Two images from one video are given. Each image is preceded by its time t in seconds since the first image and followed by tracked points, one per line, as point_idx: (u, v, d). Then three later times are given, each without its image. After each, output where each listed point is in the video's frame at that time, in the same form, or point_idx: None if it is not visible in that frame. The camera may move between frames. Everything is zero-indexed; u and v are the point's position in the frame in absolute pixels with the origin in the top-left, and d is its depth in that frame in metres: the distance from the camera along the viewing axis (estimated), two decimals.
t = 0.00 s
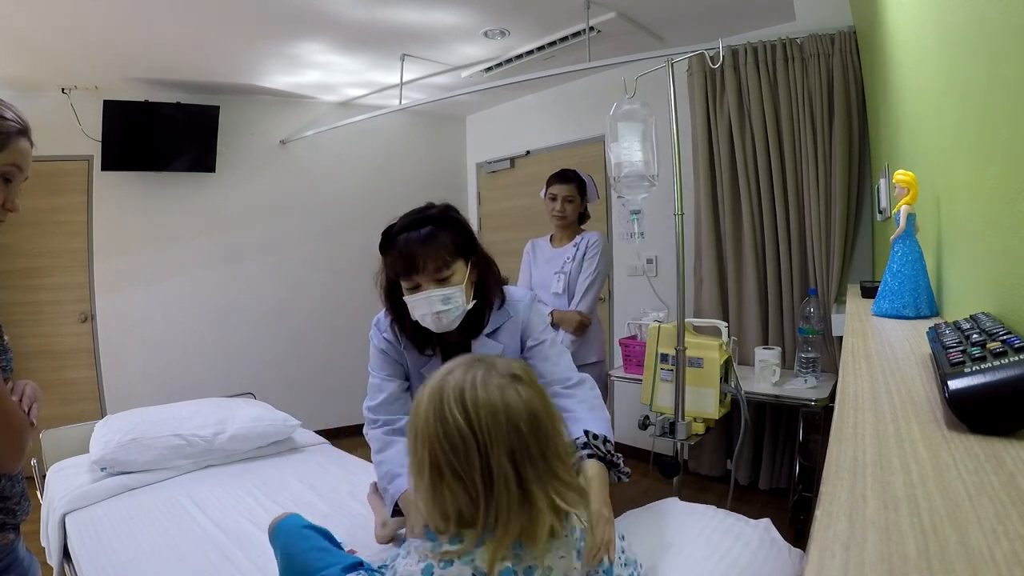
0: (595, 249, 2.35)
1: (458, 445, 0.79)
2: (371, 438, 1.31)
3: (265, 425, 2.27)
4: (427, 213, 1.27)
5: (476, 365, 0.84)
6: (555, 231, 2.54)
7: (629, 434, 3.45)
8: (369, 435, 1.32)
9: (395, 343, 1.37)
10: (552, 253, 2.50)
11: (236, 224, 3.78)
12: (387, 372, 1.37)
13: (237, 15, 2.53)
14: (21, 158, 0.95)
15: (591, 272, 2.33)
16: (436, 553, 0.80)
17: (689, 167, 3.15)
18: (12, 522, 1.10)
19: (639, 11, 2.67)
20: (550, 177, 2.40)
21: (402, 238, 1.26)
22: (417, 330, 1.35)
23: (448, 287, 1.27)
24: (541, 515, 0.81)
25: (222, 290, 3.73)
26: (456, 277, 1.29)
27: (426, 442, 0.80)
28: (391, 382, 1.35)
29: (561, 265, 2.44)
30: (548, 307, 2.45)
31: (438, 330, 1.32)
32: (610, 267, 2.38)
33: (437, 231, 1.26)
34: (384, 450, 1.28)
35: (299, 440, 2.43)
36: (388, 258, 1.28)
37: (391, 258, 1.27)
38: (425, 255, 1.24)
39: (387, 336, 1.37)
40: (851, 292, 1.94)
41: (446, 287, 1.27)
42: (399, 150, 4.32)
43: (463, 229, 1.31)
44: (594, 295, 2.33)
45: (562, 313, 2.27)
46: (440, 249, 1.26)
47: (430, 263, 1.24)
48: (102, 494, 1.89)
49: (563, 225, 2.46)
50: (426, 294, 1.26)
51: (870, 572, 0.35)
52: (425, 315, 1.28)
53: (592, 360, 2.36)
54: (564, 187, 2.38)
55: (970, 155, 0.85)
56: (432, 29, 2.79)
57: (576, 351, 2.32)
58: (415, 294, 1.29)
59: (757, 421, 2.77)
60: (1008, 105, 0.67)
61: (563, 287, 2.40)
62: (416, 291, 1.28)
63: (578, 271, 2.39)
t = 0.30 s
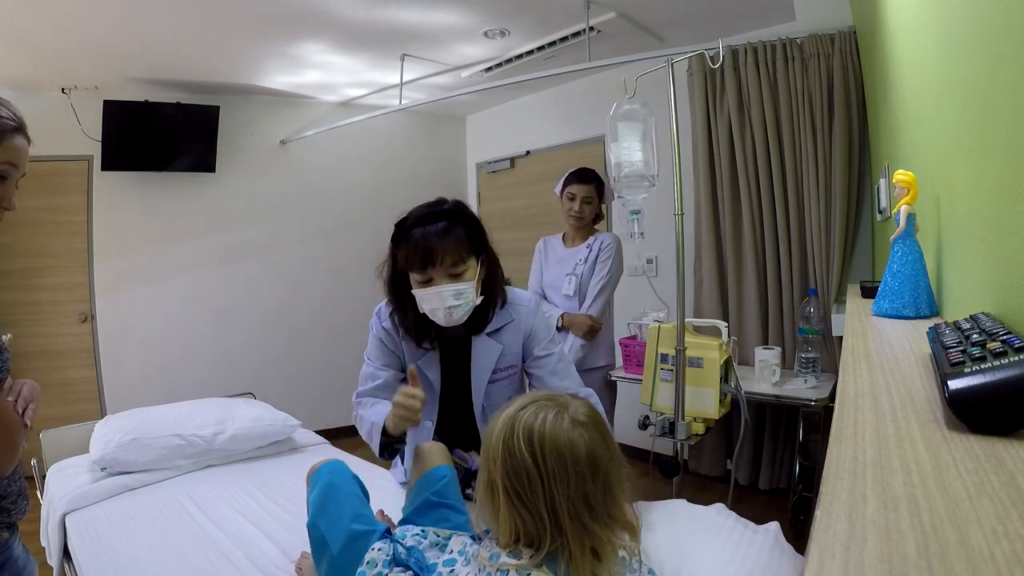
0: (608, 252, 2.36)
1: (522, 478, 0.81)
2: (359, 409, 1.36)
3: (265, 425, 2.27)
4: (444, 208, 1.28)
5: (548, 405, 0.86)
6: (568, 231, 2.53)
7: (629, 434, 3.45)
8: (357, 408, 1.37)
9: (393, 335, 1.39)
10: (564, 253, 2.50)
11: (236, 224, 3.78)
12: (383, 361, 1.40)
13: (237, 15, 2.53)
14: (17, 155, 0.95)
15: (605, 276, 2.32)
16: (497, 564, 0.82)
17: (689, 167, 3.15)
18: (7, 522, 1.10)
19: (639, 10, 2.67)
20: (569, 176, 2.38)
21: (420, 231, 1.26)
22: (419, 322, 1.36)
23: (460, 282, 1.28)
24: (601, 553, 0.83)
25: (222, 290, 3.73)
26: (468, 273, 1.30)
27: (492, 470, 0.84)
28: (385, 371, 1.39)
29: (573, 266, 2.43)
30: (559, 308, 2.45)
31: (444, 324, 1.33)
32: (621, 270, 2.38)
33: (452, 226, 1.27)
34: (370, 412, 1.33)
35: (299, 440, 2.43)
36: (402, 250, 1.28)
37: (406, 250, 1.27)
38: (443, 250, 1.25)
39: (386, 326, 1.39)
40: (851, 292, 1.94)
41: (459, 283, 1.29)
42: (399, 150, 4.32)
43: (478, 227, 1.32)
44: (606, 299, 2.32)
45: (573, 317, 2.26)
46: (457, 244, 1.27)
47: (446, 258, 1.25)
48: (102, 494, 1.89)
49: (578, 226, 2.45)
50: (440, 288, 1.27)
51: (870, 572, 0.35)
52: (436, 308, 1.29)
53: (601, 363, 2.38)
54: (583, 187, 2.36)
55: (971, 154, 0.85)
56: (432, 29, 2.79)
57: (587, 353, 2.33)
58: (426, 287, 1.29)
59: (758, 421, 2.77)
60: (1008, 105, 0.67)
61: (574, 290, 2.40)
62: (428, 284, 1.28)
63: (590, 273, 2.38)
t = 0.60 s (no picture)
0: (615, 253, 2.35)
1: (494, 536, 0.81)
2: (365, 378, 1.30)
3: (265, 425, 2.28)
4: (466, 202, 1.26)
5: (549, 475, 0.81)
6: (573, 229, 2.53)
7: (629, 434, 3.45)
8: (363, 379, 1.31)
9: (401, 315, 1.39)
10: (568, 253, 2.50)
11: (236, 224, 3.78)
12: (390, 337, 1.38)
13: (237, 15, 2.53)
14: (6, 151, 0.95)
15: (610, 276, 2.32)
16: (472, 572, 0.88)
17: (689, 168, 3.15)
18: None
19: (639, 10, 2.67)
20: (581, 174, 2.36)
21: (442, 222, 1.24)
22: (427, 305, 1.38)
23: (473, 276, 1.28)
24: None
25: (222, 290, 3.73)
26: (482, 266, 1.31)
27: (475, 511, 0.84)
28: (391, 346, 1.36)
29: (578, 266, 2.43)
30: (563, 308, 2.46)
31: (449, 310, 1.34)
32: (626, 271, 2.37)
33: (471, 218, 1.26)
34: (377, 377, 1.27)
35: (299, 440, 2.43)
36: (421, 239, 1.27)
37: (425, 239, 1.25)
38: (463, 244, 1.25)
39: (395, 305, 1.40)
40: (851, 292, 1.94)
41: (472, 275, 1.29)
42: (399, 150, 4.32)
43: (498, 226, 1.31)
44: (609, 303, 2.33)
45: (576, 318, 2.27)
46: (477, 240, 1.26)
47: (465, 251, 1.25)
48: (102, 494, 1.89)
49: (585, 225, 2.45)
50: (452, 279, 1.27)
51: (870, 572, 0.35)
52: (445, 298, 1.30)
53: (602, 364, 2.36)
54: (594, 187, 2.35)
55: (971, 155, 0.85)
56: (432, 29, 2.79)
57: (591, 354, 2.32)
58: (438, 275, 1.29)
59: (757, 421, 2.77)
60: (1008, 104, 0.67)
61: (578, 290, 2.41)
62: (441, 273, 1.28)
63: (595, 274, 2.38)
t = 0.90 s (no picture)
0: (617, 254, 2.35)
1: None
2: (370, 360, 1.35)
3: (266, 425, 2.28)
4: (483, 204, 1.27)
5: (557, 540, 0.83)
6: (576, 228, 2.53)
7: (629, 434, 3.45)
8: (367, 361, 1.35)
9: (408, 303, 1.41)
10: (571, 253, 2.50)
11: (236, 224, 3.78)
12: (397, 324, 1.40)
13: (237, 15, 2.53)
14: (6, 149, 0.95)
15: (613, 277, 2.33)
16: None
17: (689, 168, 3.15)
18: None
19: (639, 10, 2.67)
20: (587, 175, 2.35)
21: (460, 223, 1.25)
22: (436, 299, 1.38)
23: (484, 277, 1.30)
24: None
25: (221, 290, 3.73)
26: (493, 268, 1.32)
27: (472, 556, 0.83)
28: (397, 332, 1.38)
29: (580, 267, 2.43)
30: (564, 308, 2.46)
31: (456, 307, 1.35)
32: (628, 274, 2.38)
33: (487, 222, 1.27)
34: (382, 361, 1.31)
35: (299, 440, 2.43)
36: (436, 237, 1.27)
37: (442, 238, 1.26)
38: (479, 246, 1.25)
39: (403, 293, 1.41)
40: (851, 292, 1.94)
41: (482, 277, 1.30)
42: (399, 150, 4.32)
43: (511, 230, 1.32)
44: (610, 305, 2.34)
45: (579, 319, 2.27)
46: (493, 243, 1.27)
47: (480, 254, 1.26)
48: (102, 494, 1.89)
49: (589, 226, 2.45)
50: (463, 279, 1.28)
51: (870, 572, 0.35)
52: (455, 296, 1.30)
53: (603, 365, 2.36)
54: (600, 188, 2.34)
55: (971, 155, 0.85)
56: (432, 29, 2.79)
57: (591, 354, 2.32)
58: (449, 273, 1.30)
59: (758, 421, 2.77)
60: (1008, 103, 0.67)
61: (580, 290, 2.41)
62: (452, 272, 1.29)
63: (597, 275, 2.38)
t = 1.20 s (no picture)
0: (618, 255, 2.35)
1: None
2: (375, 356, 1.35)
3: (266, 425, 2.28)
4: (497, 204, 1.29)
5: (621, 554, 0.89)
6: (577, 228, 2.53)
7: (629, 434, 3.45)
8: (374, 357, 1.36)
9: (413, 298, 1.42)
10: (572, 253, 2.50)
11: (236, 224, 3.78)
12: (402, 320, 1.41)
13: (237, 15, 2.53)
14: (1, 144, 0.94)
15: (615, 278, 2.33)
16: None
17: (688, 168, 3.15)
18: None
19: (639, 10, 2.67)
20: (589, 176, 2.35)
21: (474, 221, 1.27)
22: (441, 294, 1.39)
23: (492, 275, 1.31)
24: None
25: (221, 290, 3.73)
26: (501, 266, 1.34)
27: None
28: (402, 327, 1.39)
29: (581, 266, 2.43)
30: (564, 308, 2.46)
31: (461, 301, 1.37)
32: (629, 274, 2.38)
33: (499, 221, 1.29)
34: (389, 354, 1.32)
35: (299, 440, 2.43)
36: (449, 232, 1.28)
37: (454, 234, 1.27)
38: (490, 245, 1.27)
39: (408, 289, 1.42)
40: (851, 292, 1.94)
41: (490, 274, 1.32)
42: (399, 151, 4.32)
43: (522, 232, 1.35)
44: (611, 306, 2.34)
45: (580, 318, 2.28)
46: (504, 242, 1.29)
47: (491, 252, 1.27)
48: (102, 494, 1.89)
49: (590, 226, 2.44)
50: (472, 275, 1.30)
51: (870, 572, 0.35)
52: (463, 292, 1.32)
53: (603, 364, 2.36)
54: (603, 189, 2.34)
55: (972, 155, 0.85)
56: (432, 28, 2.79)
57: (591, 354, 2.32)
58: (458, 269, 1.31)
59: (757, 421, 2.77)
60: (1008, 104, 0.67)
61: (581, 290, 2.41)
62: (461, 268, 1.30)
63: (598, 275, 2.39)
